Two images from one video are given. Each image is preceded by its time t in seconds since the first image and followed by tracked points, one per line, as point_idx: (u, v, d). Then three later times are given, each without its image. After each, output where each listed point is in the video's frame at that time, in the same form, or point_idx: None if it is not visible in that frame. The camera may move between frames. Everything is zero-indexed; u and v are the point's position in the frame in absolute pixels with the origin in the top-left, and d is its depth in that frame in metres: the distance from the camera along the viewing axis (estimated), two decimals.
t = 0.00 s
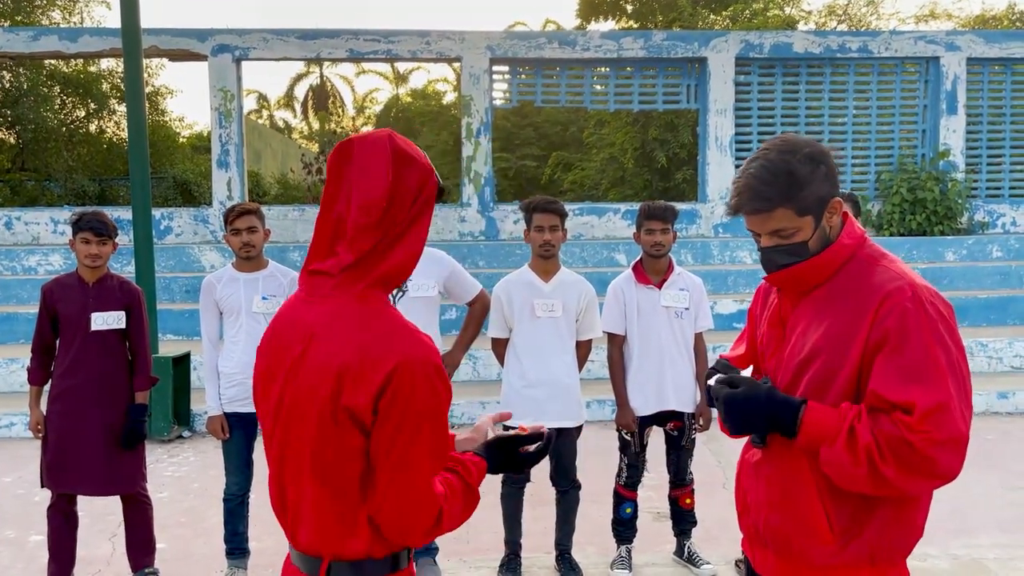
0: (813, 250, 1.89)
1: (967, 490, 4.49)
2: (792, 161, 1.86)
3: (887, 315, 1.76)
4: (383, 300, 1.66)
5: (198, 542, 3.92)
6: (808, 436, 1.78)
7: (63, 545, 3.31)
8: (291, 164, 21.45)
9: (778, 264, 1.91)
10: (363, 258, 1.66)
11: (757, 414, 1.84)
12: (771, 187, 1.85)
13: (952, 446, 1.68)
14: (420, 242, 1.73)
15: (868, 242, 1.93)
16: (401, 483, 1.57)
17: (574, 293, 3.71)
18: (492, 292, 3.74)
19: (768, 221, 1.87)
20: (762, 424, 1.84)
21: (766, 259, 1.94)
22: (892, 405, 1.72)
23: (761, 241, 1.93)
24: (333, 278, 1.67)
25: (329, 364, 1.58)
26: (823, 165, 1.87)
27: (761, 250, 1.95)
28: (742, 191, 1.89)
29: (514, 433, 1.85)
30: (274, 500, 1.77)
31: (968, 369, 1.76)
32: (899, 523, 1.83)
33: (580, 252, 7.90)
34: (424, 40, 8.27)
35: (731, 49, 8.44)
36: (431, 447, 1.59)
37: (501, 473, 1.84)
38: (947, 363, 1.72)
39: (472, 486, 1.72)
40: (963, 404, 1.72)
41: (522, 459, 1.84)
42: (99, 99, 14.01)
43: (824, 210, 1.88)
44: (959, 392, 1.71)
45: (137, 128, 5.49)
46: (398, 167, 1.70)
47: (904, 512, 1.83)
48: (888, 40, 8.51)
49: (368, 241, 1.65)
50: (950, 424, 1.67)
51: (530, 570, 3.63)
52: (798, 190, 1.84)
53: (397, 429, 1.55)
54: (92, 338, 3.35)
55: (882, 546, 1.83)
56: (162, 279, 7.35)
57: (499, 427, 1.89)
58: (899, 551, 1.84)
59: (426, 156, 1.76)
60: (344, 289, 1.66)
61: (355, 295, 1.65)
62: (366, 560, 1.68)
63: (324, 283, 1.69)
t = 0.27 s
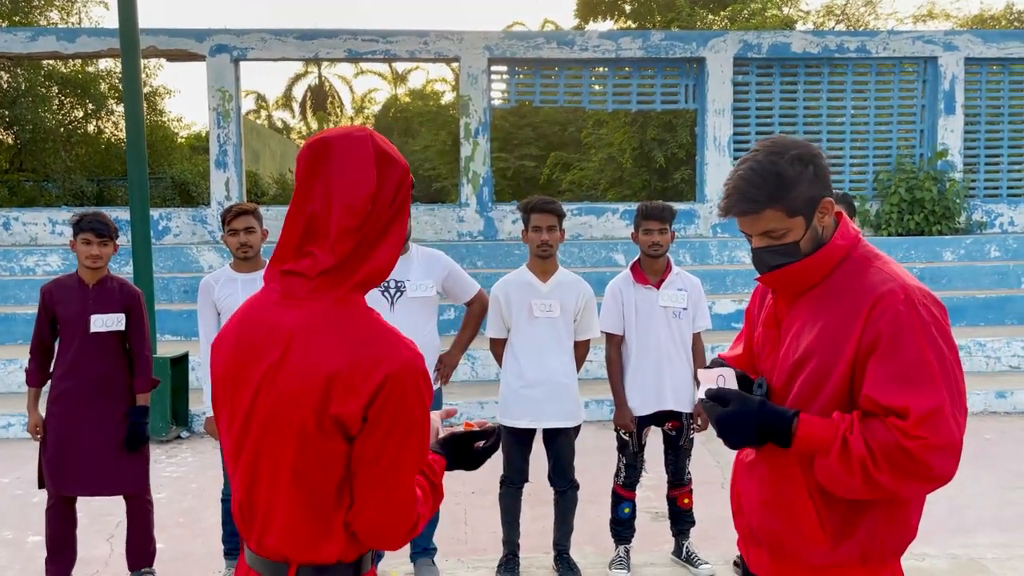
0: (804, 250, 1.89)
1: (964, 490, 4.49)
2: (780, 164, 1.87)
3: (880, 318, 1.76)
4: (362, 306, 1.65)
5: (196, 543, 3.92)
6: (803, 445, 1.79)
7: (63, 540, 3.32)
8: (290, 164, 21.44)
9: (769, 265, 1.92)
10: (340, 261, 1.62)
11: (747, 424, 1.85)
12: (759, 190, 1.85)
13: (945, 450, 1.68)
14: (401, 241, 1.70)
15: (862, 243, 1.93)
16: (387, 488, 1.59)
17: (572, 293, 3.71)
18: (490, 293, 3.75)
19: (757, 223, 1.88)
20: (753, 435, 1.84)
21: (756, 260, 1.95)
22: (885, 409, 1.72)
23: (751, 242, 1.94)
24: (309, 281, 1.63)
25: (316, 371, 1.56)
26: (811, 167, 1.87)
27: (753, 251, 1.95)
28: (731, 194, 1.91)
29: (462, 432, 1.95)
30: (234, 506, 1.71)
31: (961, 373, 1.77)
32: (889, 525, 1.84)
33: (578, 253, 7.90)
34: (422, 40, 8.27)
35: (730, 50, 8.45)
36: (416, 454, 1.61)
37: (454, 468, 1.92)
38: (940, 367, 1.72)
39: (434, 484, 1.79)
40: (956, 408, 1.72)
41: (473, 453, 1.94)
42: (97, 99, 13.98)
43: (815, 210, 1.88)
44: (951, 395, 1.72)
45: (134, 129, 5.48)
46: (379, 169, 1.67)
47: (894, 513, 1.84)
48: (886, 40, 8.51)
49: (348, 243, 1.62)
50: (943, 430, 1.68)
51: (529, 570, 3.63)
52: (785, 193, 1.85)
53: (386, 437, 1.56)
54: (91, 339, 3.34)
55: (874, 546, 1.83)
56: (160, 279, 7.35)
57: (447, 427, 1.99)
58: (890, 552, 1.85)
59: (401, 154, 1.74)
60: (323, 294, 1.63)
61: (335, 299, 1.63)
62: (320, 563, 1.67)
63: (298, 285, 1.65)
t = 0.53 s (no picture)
0: (796, 250, 1.89)
1: (963, 490, 4.49)
2: (762, 166, 1.88)
3: (873, 319, 1.76)
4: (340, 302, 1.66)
5: (195, 543, 3.91)
6: (796, 441, 1.78)
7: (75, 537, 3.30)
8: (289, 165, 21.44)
9: (762, 265, 1.92)
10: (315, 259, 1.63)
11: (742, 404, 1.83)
12: (747, 192, 1.86)
13: (937, 452, 1.68)
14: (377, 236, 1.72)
15: (859, 244, 1.93)
16: (379, 484, 1.60)
17: (570, 293, 3.70)
18: (488, 293, 3.75)
19: (746, 224, 1.88)
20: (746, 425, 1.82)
21: (750, 261, 1.96)
22: (876, 411, 1.72)
23: (744, 242, 1.95)
24: (287, 280, 1.63)
25: (301, 372, 1.55)
26: (799, 168, 1.87)
27: (746, 251, 1.96)
28: (721, 196, 1.92)
29: (443, 424, 1.93)
30: (228, 509, 1.71)
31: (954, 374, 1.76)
32: (883, 527, 1.83)
33: (576, 253, 7.90)
34: (420, 40, 8.27)
35: (728, 50, 8.46)
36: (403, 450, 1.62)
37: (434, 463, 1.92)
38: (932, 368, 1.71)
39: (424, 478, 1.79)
40: (948, 410, 1.72)
41: (456, 447, 1.93)
42: (95, 99, 13.96)
43: (806, 211, 1.87)
44: (942, 397, 1.71)
45: (132, 129, 5.48)
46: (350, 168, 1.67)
47: (888, 515, 1.83)
48: (885, 40, 8.51)
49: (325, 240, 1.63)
50: (935, 431, 1.68)
51: (527, 571, 3.63)
52: (773, 194, 1.85)
53: (375, 434, 1.57)
54: (115, 344, 3.35)
55: (868, 548, 1.83)
56: (158, 280, 7.35)
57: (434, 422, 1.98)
58: (885, 553, 1.84)
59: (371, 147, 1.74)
60: (302, 293, 1.63)
61: (316, 299, 1.63)
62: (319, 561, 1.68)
63: (277, 286, 1.65)
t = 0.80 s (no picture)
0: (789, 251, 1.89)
1: (962, 490, 4.49)
2: (751, 168, 1.87)
3: (867, 320, 1.76)
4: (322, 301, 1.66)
5: (193, 544, 3.91)
6: (791, 441, 1.79)
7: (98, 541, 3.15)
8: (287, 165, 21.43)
9: (755, 266, 1.92)
10: (292, 260, 1.62)
11: (734, 402, 1.85)
12: (737, 193, 1.86)
13: (930, 453, 1.68)
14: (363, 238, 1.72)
15: (856, 244, 1.93)
16: (363, 484, 1.58)
17: (568, 294, 3.70)
18: (487, 293, 3.75)
19: (739, 225, 1.88)
20: (744, 420, 1.84)
21: (744, 262, 1.95)
22: (870, 413, 1.72)
23: (738, 244, 1.94)
24: (267, 282, 1.64)
25: (279, 372, 1.55)
26: (789, 168, 1.86)
27: (740, 252, 1.95)
28: (713, 198, 1.92)
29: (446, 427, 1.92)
30: (217, 512, 1.71)
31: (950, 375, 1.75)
32: (881, 528, 1.82)
33: (575, 253, 7.90)
34: (419, 40, 8.26)
35: (726, 51, 8.46)
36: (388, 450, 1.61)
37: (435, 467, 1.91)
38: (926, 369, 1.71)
39: (416, 481, 1.79)
40: (943, 412, 1.71)
41: (459, 450, 1.92)
42: (94, 100, 13.94)
43: (798, 211, 1.87)
44: (938, 399, 1.71)
45: (130, 130, 5.47)
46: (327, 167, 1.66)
47: (885, 516, 1.82)
48: (883, 41, 8.52)
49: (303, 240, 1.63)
50: (930, 432, 1.67)
51: (526, 571, 3.62)
52: (763, 195, 1.84)
53: (357, 433, 1.56)
54: (140, 347, 3.34)
55: (864, 549, 1.82)
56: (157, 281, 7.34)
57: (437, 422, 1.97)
58: (882, 554, 1.83)
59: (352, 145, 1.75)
60: (281, 293, 1.63)
61: (296, 300, 1.62)
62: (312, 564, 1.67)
63: (258, 287, 1.65)
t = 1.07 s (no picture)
0: (783, 249, 1.91)
1: (960, 490, 4.50)
2: (740, 168, 1.91)
3: (864, 320, 1.76)
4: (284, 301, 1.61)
5: (192, 545, 3.91)
6: (791, 442, 1.79)
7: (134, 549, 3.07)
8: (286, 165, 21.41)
9: (750, 262, 1.94)
10: (245, 258, 1.62)
11: (730, 408, 1.86)
12: (730, 188, 1.89)
13: (929, 453, 1.68)
14: (331, 236, 1.61)
15: (852, 244, 1.93)
16: (309, 491, 1.51)
17: (567, 294, 3.70)
18: (486, 294, 3.76)
19: (733, 221, 1.91)
20: (745, 423, 1.85)
21: (739, 259, 1.97)
22: (869, 413, 1.72)
23: (733, 240, 1.97)
24: (241, 281, 1.68)
25: (227, 371, 1.56)
26: (782, 165, 1.89)
27: (735, 249, 1.97)
28: (708, 194, 1.95)
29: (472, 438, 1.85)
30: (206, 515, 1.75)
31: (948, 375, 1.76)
32: (880, 527, 1.83)
33: (574, 254, 7.90)
34: (418, 41, 8.26)
35: (725, 51, 8.47)
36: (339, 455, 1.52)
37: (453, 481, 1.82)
38: (923, 368, 1.71)
39: (413, 493, 1.71)
40: (941, 413, 1.71)
41: (483, 462, 1.84)
42: (92, 101, 13.93)
43: (792, 209, 1.89)
44: (937, 399, 1.71)
45: (128, 131, 5.47)
46: (276, 161, 1.60)
47: (883, 515, 1.83)
48: (882, 41, 8.53)
49: (254, 238, 1.61)
50: (927, 432, 1.67)
51: (525, 571, 3.62)
52: (756, 191, 1.87)
53: (296, 436, 1.49)
54: (179, 356, 3.30)
55: (864, 548, 1.83)
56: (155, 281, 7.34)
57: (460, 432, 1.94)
58: (880, 554, 1.84)
59: (328, 137, 1.64)
60: (246, 292, 1.65)
61: (259, 298, 1.62)
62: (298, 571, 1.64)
63: (236, 286, 1.69)
